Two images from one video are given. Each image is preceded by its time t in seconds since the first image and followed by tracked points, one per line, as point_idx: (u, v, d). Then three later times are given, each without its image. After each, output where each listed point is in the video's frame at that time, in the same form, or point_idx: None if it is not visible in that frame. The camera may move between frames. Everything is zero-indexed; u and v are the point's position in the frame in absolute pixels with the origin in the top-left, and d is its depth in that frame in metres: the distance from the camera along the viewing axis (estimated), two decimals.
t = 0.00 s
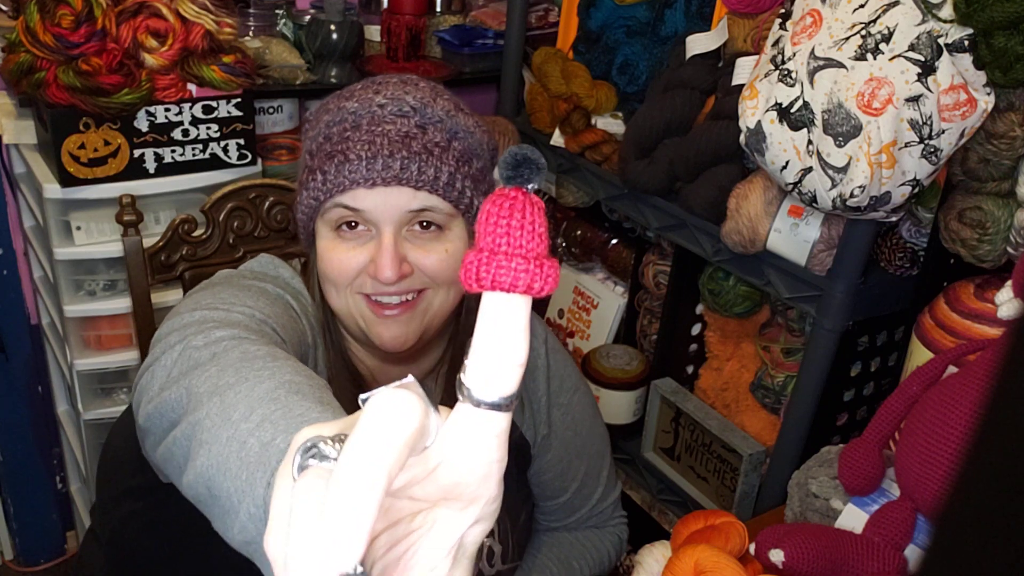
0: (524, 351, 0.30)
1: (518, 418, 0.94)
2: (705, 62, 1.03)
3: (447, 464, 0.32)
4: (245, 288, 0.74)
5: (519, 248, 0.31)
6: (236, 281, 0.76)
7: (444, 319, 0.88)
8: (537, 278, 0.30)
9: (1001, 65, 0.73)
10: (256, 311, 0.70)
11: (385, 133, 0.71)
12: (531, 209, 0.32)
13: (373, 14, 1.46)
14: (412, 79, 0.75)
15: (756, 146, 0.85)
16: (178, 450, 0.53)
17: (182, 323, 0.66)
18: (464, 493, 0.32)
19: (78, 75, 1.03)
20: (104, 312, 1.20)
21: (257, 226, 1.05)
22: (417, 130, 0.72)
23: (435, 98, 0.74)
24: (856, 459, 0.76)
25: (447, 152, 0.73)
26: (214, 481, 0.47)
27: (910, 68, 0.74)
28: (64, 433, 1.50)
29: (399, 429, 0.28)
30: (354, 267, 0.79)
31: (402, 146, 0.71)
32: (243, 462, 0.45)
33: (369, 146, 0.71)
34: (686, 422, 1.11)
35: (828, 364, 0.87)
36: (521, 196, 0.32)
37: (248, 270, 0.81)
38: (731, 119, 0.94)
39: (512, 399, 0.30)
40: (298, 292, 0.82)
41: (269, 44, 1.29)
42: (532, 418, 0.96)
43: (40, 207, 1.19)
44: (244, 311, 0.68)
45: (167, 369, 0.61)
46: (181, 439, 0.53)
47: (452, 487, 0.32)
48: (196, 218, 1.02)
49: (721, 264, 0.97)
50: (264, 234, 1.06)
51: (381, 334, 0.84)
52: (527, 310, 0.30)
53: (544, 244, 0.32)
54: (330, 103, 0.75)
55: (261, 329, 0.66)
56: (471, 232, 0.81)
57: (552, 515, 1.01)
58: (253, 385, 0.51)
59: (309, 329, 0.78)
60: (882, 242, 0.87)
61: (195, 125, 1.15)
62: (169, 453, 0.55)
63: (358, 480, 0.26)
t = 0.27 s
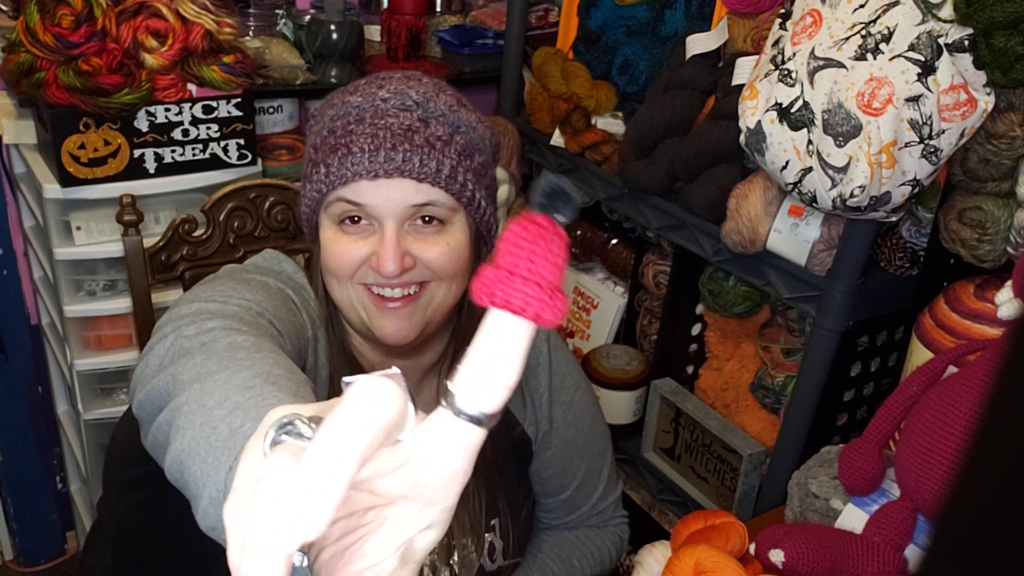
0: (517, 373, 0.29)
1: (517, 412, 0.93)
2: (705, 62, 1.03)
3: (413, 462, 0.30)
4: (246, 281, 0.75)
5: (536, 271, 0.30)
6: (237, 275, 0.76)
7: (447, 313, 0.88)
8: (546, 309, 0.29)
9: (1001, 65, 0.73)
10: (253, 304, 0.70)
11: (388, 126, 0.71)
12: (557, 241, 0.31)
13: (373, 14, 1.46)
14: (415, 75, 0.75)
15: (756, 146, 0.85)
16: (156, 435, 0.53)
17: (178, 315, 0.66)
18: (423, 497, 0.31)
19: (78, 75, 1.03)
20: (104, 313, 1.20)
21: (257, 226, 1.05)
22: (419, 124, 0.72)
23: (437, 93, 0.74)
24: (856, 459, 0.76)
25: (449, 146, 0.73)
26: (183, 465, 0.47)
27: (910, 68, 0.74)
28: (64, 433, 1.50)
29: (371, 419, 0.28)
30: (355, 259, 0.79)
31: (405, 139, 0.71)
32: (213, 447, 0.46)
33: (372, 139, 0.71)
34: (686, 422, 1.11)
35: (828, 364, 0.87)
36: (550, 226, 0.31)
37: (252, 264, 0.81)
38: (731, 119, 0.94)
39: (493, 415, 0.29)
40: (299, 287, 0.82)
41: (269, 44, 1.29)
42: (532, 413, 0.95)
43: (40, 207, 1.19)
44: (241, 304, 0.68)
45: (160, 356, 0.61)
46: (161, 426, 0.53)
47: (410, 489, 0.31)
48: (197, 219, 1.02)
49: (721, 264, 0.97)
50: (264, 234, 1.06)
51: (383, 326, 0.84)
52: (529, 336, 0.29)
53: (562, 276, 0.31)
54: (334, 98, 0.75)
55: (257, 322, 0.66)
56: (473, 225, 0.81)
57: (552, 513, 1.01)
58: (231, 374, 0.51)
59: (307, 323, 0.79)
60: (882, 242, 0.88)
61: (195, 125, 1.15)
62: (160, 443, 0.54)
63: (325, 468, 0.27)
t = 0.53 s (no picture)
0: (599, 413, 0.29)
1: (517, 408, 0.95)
2: (705, 62, 1.03)
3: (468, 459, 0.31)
4: (250, 280, 0.75)
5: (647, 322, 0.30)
6: (240, 274, 0.76)
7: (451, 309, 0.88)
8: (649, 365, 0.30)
9: (1001, 65, 0.73)
10: (258, 301, 0.70)
11: (392, 123, 0.71)
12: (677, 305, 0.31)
13: (373, 14, 1.46)
14: (417, 72, 0.75)
15: (756, 146, 0.85)
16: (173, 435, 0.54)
17: (184, 314, 0.66)
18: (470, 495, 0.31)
19: (78, 75, 1.03)
20: (104, 312, 1.20)
21: (257, 226, 1.05)
22: (422, 120, 0.72)
23: (441, 90, 0.74)
24: (856, 459, 0.76)
25: (452, 142, 0.73)
26: (200, 464, 0.48)
27: (910, 68, 0.74)
28: (64, 433, 1.50)
29: (459, 420, 0.30)
30: (358, 256, 0.78)
31: (408, 136, 0.71)
32: (230, 445, 0.46)
33: (376, 135, 0.71)
34: (686, 422, 1.11)
35: (828, 364, 0.87)
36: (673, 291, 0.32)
37: (254, 263, 0.82)
38: (731, 119, 0.94)
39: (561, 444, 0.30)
40: (303, 287, 0.83)
41: (269, 44, 1.29)
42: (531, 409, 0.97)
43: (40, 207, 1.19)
44: (246, 303, 0.68)
45: (168, 359, 0.61)
46: (176, 425, 0.54)
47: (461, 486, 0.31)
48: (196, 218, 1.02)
49: (721, 264, 0.97)
50: (264, 234, 1.06)
51: (386, 322, 0.84)
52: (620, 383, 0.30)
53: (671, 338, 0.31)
54: (337, 95, 0.74)
55: (264, 321, 0.66)
56: (475, 223, 0.81)
57: (552, 511, 1.01)
58: (247, 375, 0.51)
59: (312, 322, 0.80)
60: (882, 242, 0.87)
61: (195, 125, 1.15)
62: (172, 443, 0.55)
63: (418, 461, 0.29)
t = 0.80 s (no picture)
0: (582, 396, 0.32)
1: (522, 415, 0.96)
2: (705, 62, 1.03)
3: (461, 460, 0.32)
4: (253, 285, 0.74)
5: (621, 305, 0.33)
6: (243, 279, 0.76)
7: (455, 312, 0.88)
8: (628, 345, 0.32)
9: (1001, 65, 0.73)
10: (261, 306, 0.69)
11: (399, 123, 0.71)
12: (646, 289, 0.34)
13: (374, 14, 1.46)
14: (422, 74, 0.75)
15: (756, 146, 0.85)
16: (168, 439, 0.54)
17: (186, 319, 0.66)
18: (459, 496, 0.32)
19: (78, 75, 1.03)
20: (103, 313, 1.20)
21: (257, 226, 1.05)
22: (429, 120, 0.72)
23: (446, 91, 0.74)
24: (856, 459, 0.76)
25: (458, 142, 0.73)
26: (193, 469, 0.48)
27: (910, 68, 0.74)
28: (64, 433, 1.50)
29: (442, 414, 0.30)
30: (365, 257, 0.78)
31: (415, 136, 0.71)
32: (221, 451, 0.46)
33: (383, 136, 0.71)
34: (686, 422, 1.11)
35: (828, 364, 0.87)
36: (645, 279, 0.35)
37: (258, 268, 0.82)
38: (731, 119, 0.94)
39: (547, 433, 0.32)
40: (306, 291, 0.83)
41: (269, 44, 1.29)
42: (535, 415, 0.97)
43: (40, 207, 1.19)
44: (249, 307, 0.68)
45: (168, 363, 0.61)
46: (171, 429, 0.54)
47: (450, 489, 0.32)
48: (196, 219, 1.02)
49: (721, 264, 0.97)
50: (264, 234, 1.06)
51: (393, 325, 0.84)
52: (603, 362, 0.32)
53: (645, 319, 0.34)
54: (342, 97, 0.74)
55: (265, 326, 0.66)
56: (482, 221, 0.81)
57: (555, 514, 1.01)
58: (242, 382, 0.51)
59: (314, 326, 0.80)
60: (882, 242, 0.88)
61: (195, 125, 1.15)
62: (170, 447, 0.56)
63: (397, 451, 0.28)
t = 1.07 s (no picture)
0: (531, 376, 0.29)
1: (529, 419, 0.96)
2: (705, 62, 1.03)
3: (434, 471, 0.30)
4: (257, 291, 0.74)
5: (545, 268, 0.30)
6: (248, 284, 0.76)
7: (460, 319, 0.89)
8: (559, 303, 0.29)
9: (1001, 65, 0.73)
10: (265, 314, 0.69)
11: (404, 125, 0.71)
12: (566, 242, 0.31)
13: (373, 14, 1.46)
14: (427, 78, 0.75)
15: (756, 146, 0.85)
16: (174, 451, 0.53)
17: (190, 325, 0.66)
18: (442, 508, 0.31)
19: (78, 75, 1.03)
20: (103, 313, 1.20)
21: (257, 226, 1.05)
22: (435, 123, 0.72)
23: (451, 94, 0.74)
24: (856, 458, 0.76)
25: (464, 144, 0.73)
26: (197, 479, 0.47)
27: (910, 68, 0.74)
28: (64, 433, 1.50)
29: (388, 439, 0.27)
30: (372, 261, 0.79)
31: (421, 138, 0.71)
32: (226, 462, 0.46)
33: (388, 139, 0.71)
34: (686, 422, 1.11)
35: (828, 364, 0.87)
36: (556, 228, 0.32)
37: (261, 273, 0.81)
38: (731, 119, 0.94)
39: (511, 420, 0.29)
40: (310, 294, 0.81)
41: (269, 44, 1.29)
42: (542, 419, 0.98)
43: (40, 207, 1.19)
44: (253, 314, 0.68)
45: (168, 372, 0.61)
46: (175, 438, 0.54)
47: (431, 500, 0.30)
48: (197, 219, 1.02)
49: (721, 264, 0.97)
50: (264, 234, 1.06)
51: (398, 330, 0.85)
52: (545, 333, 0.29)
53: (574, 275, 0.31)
54: (346, 101, 0.74)
55: (269, 334, 0.66)
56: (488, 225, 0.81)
57: (559, 517, 1.01)
58: (246, 393, 0.50)
59: (319, 333, 0.77)
60: (882, 242, 0.88)
61: (195, 125, 1.15)
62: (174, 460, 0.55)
63: (335, 480, 0.26)
